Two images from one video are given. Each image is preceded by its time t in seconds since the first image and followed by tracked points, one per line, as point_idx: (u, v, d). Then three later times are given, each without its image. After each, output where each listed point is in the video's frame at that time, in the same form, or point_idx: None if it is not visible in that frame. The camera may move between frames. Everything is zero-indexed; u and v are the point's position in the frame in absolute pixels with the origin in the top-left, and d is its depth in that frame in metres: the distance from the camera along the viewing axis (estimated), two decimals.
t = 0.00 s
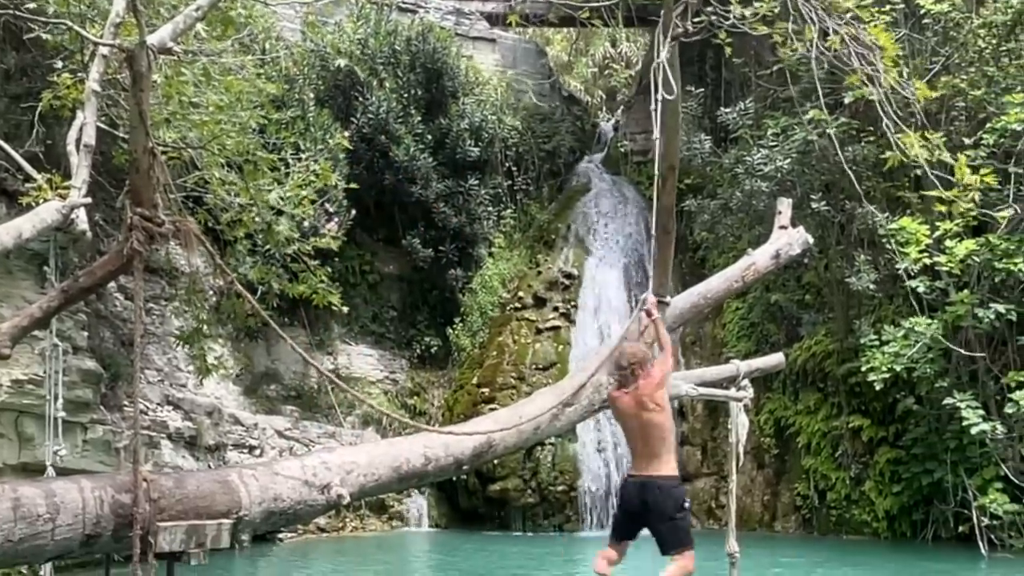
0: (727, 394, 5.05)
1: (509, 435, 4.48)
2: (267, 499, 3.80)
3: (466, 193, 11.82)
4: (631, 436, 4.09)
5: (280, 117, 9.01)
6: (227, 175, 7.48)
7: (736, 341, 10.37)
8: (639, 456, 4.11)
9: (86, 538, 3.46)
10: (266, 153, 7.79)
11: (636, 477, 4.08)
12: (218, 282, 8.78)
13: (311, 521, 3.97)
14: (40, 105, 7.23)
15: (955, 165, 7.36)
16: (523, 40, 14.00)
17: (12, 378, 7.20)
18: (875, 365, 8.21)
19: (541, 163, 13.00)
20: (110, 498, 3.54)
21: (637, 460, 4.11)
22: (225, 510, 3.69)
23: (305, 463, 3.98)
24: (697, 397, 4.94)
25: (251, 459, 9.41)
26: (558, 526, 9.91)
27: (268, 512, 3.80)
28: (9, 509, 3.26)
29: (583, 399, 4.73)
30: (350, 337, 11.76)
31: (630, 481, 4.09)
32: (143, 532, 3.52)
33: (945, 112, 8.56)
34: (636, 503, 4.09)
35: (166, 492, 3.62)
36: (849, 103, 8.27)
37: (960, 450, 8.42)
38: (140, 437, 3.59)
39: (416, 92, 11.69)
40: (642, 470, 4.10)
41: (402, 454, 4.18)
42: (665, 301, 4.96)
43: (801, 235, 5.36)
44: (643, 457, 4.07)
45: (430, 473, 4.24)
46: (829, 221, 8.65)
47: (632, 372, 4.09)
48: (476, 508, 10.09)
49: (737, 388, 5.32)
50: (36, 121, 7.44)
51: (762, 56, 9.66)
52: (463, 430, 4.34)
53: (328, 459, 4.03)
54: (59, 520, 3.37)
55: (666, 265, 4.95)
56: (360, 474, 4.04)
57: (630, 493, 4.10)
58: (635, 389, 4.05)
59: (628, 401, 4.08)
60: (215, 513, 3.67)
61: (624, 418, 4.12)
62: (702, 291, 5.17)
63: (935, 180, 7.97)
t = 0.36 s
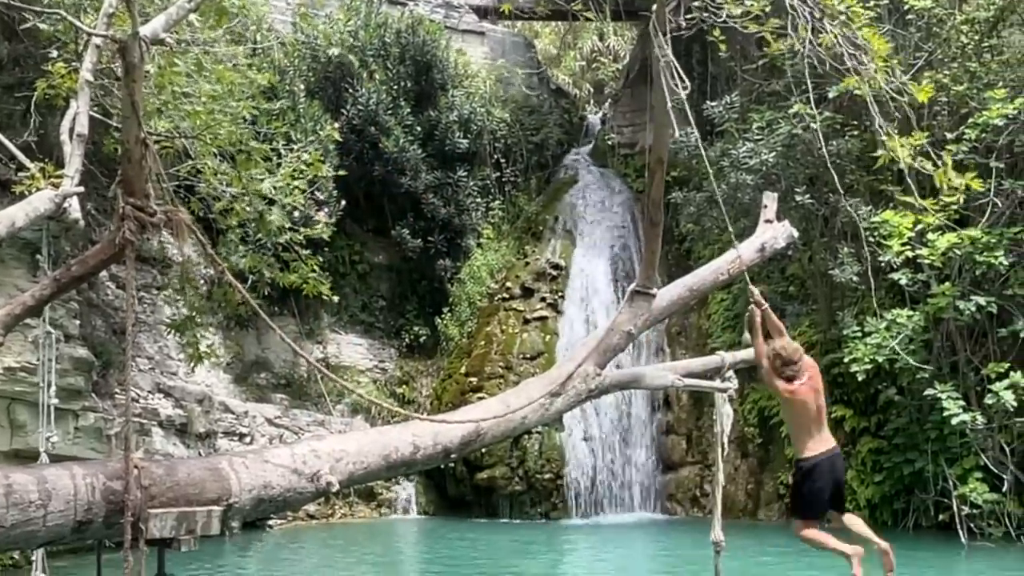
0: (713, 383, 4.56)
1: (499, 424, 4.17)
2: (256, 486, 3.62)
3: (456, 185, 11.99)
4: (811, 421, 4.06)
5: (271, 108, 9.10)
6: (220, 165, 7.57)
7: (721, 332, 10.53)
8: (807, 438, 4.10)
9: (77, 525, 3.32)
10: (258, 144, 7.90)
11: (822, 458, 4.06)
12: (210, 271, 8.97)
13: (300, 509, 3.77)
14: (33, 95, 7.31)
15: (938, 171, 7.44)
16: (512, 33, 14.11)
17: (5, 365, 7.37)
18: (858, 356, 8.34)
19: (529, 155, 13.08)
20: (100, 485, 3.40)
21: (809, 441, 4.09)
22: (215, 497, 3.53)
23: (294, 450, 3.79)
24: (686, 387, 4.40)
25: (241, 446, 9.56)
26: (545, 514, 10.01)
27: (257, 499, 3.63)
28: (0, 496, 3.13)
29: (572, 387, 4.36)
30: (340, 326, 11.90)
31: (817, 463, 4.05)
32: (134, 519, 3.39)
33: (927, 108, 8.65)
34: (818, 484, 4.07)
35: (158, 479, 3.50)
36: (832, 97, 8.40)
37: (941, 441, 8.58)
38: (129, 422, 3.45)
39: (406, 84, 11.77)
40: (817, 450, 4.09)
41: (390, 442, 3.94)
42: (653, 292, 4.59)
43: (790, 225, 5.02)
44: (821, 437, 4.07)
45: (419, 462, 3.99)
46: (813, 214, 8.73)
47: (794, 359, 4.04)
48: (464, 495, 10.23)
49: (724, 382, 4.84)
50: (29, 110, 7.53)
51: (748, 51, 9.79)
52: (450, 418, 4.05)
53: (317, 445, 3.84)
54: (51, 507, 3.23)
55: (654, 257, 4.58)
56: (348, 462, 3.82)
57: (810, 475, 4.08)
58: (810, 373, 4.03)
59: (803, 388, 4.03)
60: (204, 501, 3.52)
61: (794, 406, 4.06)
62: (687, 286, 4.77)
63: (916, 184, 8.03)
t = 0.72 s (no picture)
0: (700, 374, 4.51)
1: (491, 414, 4.04)
2: (252, 475, 3.53)
3: (449, 178, 12.09)
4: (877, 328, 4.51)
5: (265, 100, 9.18)
6: (216, 157, 7.67)
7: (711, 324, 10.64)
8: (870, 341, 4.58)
9: (74, 513, 3.21)
10: (254, 136, 8.00)
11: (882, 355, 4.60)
12: (206, 262, 9.09)
13: (295, 498, 3.68)
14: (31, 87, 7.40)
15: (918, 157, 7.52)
16: (503, 27, 14.16)
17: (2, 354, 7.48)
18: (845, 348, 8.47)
19: (521, 149, 13.18)
20: (97, 473, 3.29)
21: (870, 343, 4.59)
22: (211, 485, 3.42)
23: (288, 439, 3.69)
24: (675, 376, 4.31)
25: (236, 435, 9.71)
26: (536, 502, 10.17)
27: (253, 488, 3.53)
28: None
29: (561, 378, 4.20)
30: (333, 317, 12.01)
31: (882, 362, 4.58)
32: (130, 508, 3.28)
33: (915, 103, 8.80)
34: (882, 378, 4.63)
35: (154, 468, 3.38)
36: (821, 93, 8.51)
37: (926, 432, 8.74)
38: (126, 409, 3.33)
39: (399, 78, 11.85)
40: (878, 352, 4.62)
41: (383, 432, 3.84)
42: (641, 285, 4.44)
43: (777, 218, 4.84)
44: (885, 339, 4.55)
45: (411, 452, 3.87)
46: (801, 208, 8.84)
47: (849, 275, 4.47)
48: (457, 484, 10.40)
49: (711, 372, 4.69)
50: (26, 102, 7.61)
51: (738, 46, 9.92)
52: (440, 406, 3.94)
53: (311, 434, 3.74)
54: (48, 495, 3.11)
55: (643, 249, 4.45)
56: (342, 451, 3.72)
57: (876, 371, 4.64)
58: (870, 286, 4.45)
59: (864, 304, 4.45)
60: (200, 489, 3.41)
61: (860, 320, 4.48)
62: (674, 278, 4.60)
63: (901, 173, 8.15)
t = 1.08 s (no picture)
0: (692, 365, 4.56)
1: (487, 403, 3.92)
2: (249, 463, 3.39)
3: (445, 172, 12.19)
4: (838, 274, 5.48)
5: (264, 94, 9.29)
6: (215, 151, 7.77)
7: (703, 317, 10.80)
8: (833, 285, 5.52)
9: (74, 500, 3.10)
10: (251, 130, 8.09)
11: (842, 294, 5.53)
12: (204, 253, 9.20)
13: (292, 487, 3.54)
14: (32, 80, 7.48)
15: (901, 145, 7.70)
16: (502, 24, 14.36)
17: (3, 344, 7.57)
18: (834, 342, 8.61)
19: (517, 143, 13.26)
20: (96, 460, 3.17)
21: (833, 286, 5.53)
22: (209, 473, 3.30)
23: (284, 427, 3.56)
24: (668, 367, 4.38)
25: (234, 424, 9.83)
26: (529, 492, 10.29)
27: (250, 476, 3.39)
28: None
29: (554, 368, 4.12)
30: (331, 309, 12.14)
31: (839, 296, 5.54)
32: (130, 495, 3.16)
33: (905, 100, 8.93)
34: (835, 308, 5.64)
35: (152, 456, 3.26)
36: (814, 89, 8.61)
37: (914, 424, 8.87)
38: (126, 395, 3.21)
39: (397, 73, 11.94)
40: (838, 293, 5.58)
41: (378, 420, 3.71)
42: (634, 277, 4.45)
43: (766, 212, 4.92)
44: (846, 284, 5.52)
45: (406, 441, 3.74)
46: (792, 202, 9.04)
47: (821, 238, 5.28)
48: (451, 473, 10.56)
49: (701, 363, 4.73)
50: (28, 94, 7.70)
51: (731, 43, 10.03)
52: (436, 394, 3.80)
53: (307, 423, 3.60)
54: (48, 482, 3.01)
55: (635, 242, 4.52)
56: (339, 439, 3.58)
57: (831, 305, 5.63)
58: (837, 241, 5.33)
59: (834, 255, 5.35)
60: (198, 477, 3.29)
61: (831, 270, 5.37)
62: (663, 273, 4.64)
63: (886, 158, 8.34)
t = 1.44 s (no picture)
0: (687, 358, 4.47)
1: (481, 393, 4.00)
2: (245, 452, 3.54)
3: (442, 165, 12.29)
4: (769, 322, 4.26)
5: (263, 88, 9.38)
6: (214, 144, 7.86)
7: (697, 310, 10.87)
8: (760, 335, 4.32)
9: (74, 487, 3.28)
10: (250, 123, 8.17)
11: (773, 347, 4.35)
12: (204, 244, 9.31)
13: (290, 476, 3.68)
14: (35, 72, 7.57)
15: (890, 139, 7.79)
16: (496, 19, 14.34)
17: (5, 333, 7.66)
18: (826, 335, 8.74)
19: (513, 137, 13.36)
20: (96, 448, 3.35)
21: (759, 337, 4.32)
22: (206, 462, 3.46)
23: (283, 418, 3.71)
24: (660, 361, 4.31)
25: (233, 414, 9.95)
26: (524, 482, 10.47)
27: (247, 465, 3.54)
28: None
29: (549, 360, 4.17)
30: (329, 300, 12.26)
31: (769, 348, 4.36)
32: (129, 482, 3.32)
33: (897, 97, 9.07)
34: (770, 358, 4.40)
35: (151, 445, 3.44)
36: (807, 86, 8.71)
37: (905, 416, 8.98)
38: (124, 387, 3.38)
39: (395, 67, 12.04)
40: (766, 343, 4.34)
41: (376, 411, 3.83)
42: (628, 271, 4.49)
43: (758, 205, 4.88)
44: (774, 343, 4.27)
45: (402, 431, 3.86)
46: (785, 197, 9.14)
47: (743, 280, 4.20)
48: (447, 463, 10.70)
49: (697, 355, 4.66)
50: (30, 86, 7.79)
51: (725, 40, 10.14)
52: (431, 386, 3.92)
53: (306, 413, 3.75)
54: (49, 469, 3.19)
55: (629, 235, 4.52)
56: (335, 430, 3.70)
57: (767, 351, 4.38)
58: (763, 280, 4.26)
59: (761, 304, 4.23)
60: (196, 465, 3.45)
61: (756, 321, 4.22)
62: (654, 267, 4.63)
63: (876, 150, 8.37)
